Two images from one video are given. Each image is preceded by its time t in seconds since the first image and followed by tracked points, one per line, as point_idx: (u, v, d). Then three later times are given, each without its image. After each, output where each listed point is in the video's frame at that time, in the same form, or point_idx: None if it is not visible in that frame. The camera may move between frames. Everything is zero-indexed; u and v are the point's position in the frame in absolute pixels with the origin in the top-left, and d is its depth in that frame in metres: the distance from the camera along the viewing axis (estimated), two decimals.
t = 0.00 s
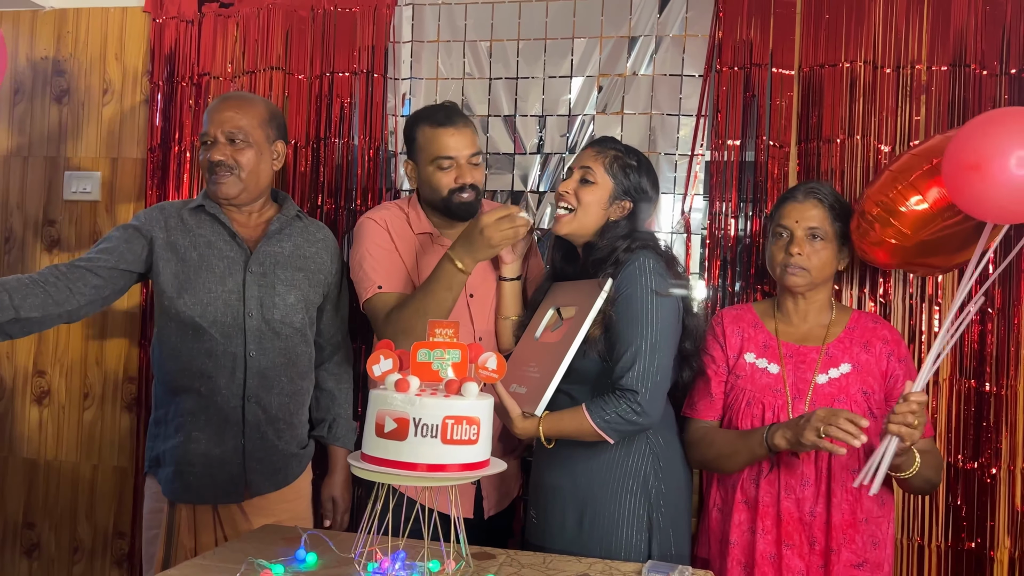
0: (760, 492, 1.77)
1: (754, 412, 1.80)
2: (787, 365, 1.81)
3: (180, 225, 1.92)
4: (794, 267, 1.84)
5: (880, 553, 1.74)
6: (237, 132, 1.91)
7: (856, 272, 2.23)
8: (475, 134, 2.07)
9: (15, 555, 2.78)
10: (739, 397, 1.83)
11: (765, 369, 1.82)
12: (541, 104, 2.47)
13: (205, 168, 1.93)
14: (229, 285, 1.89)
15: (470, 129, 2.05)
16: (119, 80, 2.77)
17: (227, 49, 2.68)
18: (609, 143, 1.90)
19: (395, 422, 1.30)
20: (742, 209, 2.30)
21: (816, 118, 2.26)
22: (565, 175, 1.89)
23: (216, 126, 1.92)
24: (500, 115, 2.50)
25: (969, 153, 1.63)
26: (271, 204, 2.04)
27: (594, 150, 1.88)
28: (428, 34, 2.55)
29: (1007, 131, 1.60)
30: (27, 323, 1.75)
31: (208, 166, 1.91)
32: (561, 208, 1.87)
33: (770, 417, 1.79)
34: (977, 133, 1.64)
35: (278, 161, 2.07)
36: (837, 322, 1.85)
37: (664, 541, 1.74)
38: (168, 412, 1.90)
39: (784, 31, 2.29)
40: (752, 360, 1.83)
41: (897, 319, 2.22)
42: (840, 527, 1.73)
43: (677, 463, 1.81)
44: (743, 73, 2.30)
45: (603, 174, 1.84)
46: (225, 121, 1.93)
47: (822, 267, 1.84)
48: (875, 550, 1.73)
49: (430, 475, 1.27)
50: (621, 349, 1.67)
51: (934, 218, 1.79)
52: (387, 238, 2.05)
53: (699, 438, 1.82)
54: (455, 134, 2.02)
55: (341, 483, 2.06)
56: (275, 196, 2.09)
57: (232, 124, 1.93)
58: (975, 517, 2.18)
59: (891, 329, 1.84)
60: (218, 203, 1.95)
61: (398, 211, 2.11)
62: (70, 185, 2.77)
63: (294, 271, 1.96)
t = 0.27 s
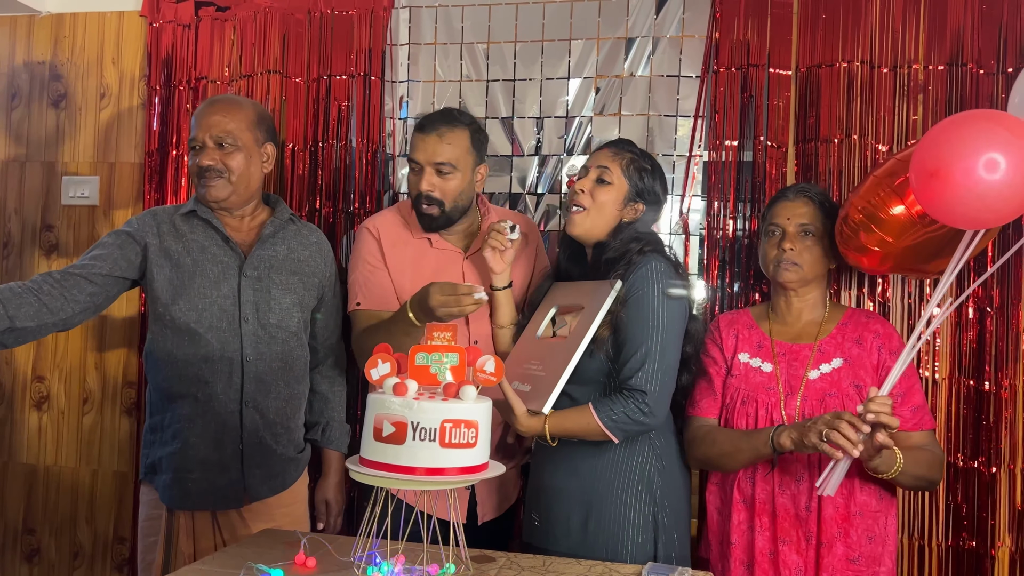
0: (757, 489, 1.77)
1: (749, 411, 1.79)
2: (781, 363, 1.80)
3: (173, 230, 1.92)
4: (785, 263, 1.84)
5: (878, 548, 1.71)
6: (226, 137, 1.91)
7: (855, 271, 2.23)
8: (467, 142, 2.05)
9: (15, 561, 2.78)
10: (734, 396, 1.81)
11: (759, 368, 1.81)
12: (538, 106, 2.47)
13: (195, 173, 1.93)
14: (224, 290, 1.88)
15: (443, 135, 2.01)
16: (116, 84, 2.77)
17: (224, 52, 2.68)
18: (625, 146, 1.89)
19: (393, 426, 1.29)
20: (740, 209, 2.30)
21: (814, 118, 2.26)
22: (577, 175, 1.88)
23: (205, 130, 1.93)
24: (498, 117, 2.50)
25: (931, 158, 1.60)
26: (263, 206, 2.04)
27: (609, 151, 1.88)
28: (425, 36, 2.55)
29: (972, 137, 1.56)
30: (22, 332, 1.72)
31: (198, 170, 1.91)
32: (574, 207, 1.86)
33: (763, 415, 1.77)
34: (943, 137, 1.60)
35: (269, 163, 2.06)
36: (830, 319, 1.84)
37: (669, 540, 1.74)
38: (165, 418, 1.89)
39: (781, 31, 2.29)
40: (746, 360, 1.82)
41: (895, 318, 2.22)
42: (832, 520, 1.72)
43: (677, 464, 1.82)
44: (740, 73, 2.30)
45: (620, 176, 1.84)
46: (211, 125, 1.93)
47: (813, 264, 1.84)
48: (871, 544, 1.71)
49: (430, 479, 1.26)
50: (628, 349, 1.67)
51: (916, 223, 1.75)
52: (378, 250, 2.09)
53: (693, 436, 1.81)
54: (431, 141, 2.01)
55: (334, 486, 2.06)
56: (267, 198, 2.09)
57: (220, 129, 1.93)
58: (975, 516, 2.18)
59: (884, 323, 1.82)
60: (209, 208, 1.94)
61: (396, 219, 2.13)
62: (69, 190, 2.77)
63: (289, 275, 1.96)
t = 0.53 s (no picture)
0: (755, 487, 1.77)
1: (748, 410, 1.78)
2: (779, 362, 1.80)
3: (169, 234, 1.92)
4: (783, 261, 1.84)
5: (875, 545, 1.71)
6: (222, 140, 1.92)
7: (853, 271, 2.23)
8: (457, 137, 2.08)
9: (16, 564, 2.78)
10: (732, 396, 1.81)
11: (757, 366, 1.81)
12: (536, 107, 2.47)
13: (191, 176, 1.93)
14: (221, 293, 1.89)
15: (430, 130, 2.07)
16: (115, 87, 2.77)
17: (222, 55, 2.68)
18: (618, 149, 1.90)
19: (391, 428, 1.29)
20: (738, 209, 2.30)
21: (811, 117, 2.27)
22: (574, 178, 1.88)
23: (201, 133, 1.93)
24: (496, 119, 2.50)
25: (947, 166, 1.59)
26: (260, 209, 2.05)
27: (604, 156, 1.88)
28: (422, 38, 2.55)
29: (991, 147, 1.55)
30: (18, 337, 1.71)
31: (194, 173, 1.91)
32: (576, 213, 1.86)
33: (762, 413, 1.77)
34: (960, 146, 1.59)
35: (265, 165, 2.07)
36: (828, 318, 1.84)
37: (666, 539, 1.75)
38: (163, 422, 1.89)
39: (778, 31, 2.29)
40: (745, 360, 1.82)
41: (894, 317, 2.22)
42: (831, 518, 1.72)
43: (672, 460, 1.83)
44: (738, 74, 2.30)
45: (620, 180, 1.85)
46: (205, 129, 1.93)
47: (812, 263, 1.84)
48: (869, 542, 1.71)
49: (429, 480, 1.27)
50: (637, 350, 1.69)
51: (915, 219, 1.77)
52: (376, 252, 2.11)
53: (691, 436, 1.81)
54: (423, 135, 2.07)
55: (331, 489, 2.09)
56: (263, 201, 2.09)
57: (216, 131, 1.93)
58: (975, 515, 2.18)
59: (883, 322, 1.82)
60: (206, 211, 1.95)
61: (400, 220, 2.14)
62: (67, 193, 2.77)
63: (286, 278, 1.97)
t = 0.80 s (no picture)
0: (757, 485, 1.78)
1: (748, 410, 1.79)
2: (780, 362, 1.80)
3: (169, 237, 1.93)
4: (785, 263, 1.84)
5: (877, 544, 1.72)
6: (223, 142, 1.90)
7: (852, 271, 2.24)
8: (454, 136, 2.09)
9: (17, 566, 2.79)
10: (733, 396, 1.81)
11: (757, 366, 1.81)
12: (535, 108, 2.48)
13: (191, 179, 1.91)
14: (221, 296, 1.89)
15: (427, 128, 2.08)
16: (115, 90, 2.78)
17: (222, 57, 2.69)
18: (602, 150, 1.90)
19: (392, 429, 1.30)
20: (737, 209, 2.30)
21: (810, 118, 2.27)
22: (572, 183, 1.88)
23: (202, 135, 1.91)
24: (495, 120, 2.51)
25: (967, 181, 1.56)
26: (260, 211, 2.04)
27: (596, 159, 1.88)
28: (422, 40, 2.57)
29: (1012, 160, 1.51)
30: (18, 342, 1.72)
31: (193, 175, 1.89)
32: (577, 221, 1.87)
33: (762, 413, 1.77)
34: (980, 159, 1.55)
35: (266, 168, 2.06)
36: (828, 318, 1.84)
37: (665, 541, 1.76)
38: (163, 425, 1.90)
39: (776, 32, 2.29)
40: (745, 360, 1.83)
41: (894, 317, 2.22)
42: (832, 516, 1.72)
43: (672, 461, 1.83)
44: (736, 74, 2.31)
45: (619, 184, 1.85)
46: (203, 133, 1.91)
47: (812, 263, 1.84)
48: (870, 540, 1.71)
49: (430, 481, 1.27)
50: (647, 352, 1.72)
51: (920, 219, 1.77)
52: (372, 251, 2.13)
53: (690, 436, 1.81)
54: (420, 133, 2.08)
55: (331, 492, 2.08)
56: (263, 203, 2.08)
57: (217, 134, 1.91)
58: (976, 515, 2.18)
59: (883, 322, 1.82)
60: (206, 214, 1.94)
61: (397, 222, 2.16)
62: (68, 196, 2.78)
63: (286, 281, 1.97)
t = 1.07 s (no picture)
0: (754, 488, 1.78)
1: (746, 410, 1.80)
2: (777, 362, 1.81)
3: (170, 237, 1.94)
4: (783, 263, 1.85)
5: (874, 542, 1.73)
6: (225, 145, 1.91)
7: (850, 271, 2.25)
8: (431, 136, 2.08)
9: (19, 567, 2.80)
10: (731, 396, 1.82)
11: (755, 367, 1.82)
12: (534, 110, 2.49)
13: (192, 180, 1.93)
14: (221, 297, 1.90)
15: (405, 129, 2.07)
16: (116, 93, 2.79)
17: (223, 60, 2.70)
18: (626, 159, 1.87)
19: (392, 429, 1.31)
20: (735, 210, 2.32)
21: (808, 119, 2.28)
22: (597, 194, 1.86)
23: (202, 137, 1.92)
24: (495, 122, 2.52)
25: (995, 223, 1.55)
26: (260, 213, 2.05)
27: (632, 175, 1.87)
28: (422, 42, 2.56)
29: None
30: (18, 343, 1.76)
31: (195, 177, 1.91)
32: (604, 233, 1.85)
33: (760, 413, 1.78)
34: (1003, 200, 1.55)
35: (267, 170, 2.07)
36: (825, 318, 1.85)
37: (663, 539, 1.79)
38: (164, 426, 1.91)
39: (774, 34, 2.31)
40: (742, 360, 1.84)
41: (891, 317, 2.23)
42: (830, 515, 1.73)
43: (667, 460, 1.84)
44: (734, 76, 2.32)
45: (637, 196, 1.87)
46: (204, 136, 1.92)
47: (808, 264, 1.85)
48: (867, 539, 1.72)
49: (430, 480, 1.28)
50: (655, 355, 1.76)
51: (923, 231, 1.75)
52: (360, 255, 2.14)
53: (688, 436, 1.82)
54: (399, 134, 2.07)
55: (333, 493, 2.12)
56: (265, 204, 2.09)
57: (218, 136, 1.92)
58: (972, 514, 2.19)
59: (879, 322, 1.84)
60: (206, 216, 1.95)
61: (380, 228, 2.17)
62: (70, 198, 2.79)
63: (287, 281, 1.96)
